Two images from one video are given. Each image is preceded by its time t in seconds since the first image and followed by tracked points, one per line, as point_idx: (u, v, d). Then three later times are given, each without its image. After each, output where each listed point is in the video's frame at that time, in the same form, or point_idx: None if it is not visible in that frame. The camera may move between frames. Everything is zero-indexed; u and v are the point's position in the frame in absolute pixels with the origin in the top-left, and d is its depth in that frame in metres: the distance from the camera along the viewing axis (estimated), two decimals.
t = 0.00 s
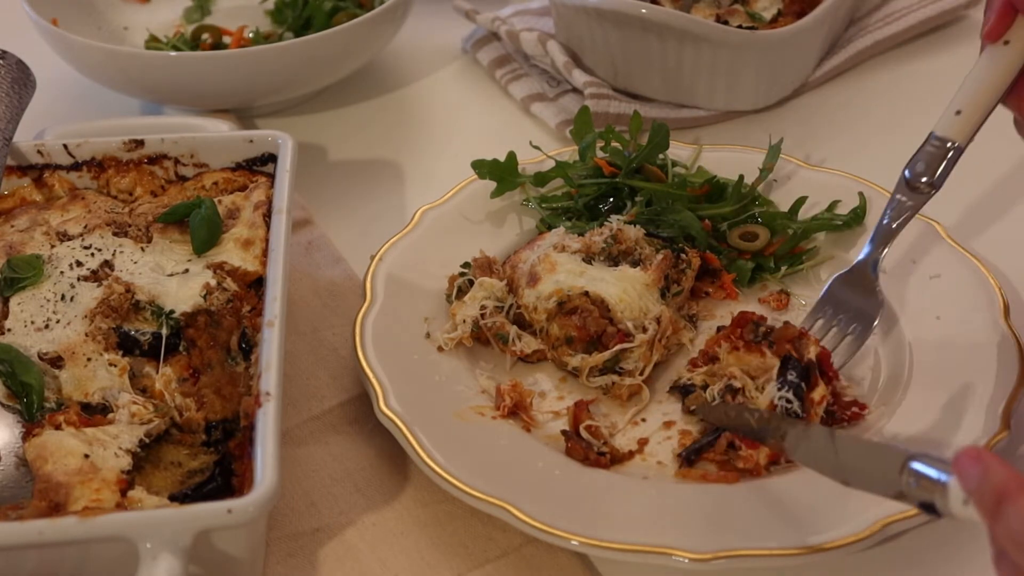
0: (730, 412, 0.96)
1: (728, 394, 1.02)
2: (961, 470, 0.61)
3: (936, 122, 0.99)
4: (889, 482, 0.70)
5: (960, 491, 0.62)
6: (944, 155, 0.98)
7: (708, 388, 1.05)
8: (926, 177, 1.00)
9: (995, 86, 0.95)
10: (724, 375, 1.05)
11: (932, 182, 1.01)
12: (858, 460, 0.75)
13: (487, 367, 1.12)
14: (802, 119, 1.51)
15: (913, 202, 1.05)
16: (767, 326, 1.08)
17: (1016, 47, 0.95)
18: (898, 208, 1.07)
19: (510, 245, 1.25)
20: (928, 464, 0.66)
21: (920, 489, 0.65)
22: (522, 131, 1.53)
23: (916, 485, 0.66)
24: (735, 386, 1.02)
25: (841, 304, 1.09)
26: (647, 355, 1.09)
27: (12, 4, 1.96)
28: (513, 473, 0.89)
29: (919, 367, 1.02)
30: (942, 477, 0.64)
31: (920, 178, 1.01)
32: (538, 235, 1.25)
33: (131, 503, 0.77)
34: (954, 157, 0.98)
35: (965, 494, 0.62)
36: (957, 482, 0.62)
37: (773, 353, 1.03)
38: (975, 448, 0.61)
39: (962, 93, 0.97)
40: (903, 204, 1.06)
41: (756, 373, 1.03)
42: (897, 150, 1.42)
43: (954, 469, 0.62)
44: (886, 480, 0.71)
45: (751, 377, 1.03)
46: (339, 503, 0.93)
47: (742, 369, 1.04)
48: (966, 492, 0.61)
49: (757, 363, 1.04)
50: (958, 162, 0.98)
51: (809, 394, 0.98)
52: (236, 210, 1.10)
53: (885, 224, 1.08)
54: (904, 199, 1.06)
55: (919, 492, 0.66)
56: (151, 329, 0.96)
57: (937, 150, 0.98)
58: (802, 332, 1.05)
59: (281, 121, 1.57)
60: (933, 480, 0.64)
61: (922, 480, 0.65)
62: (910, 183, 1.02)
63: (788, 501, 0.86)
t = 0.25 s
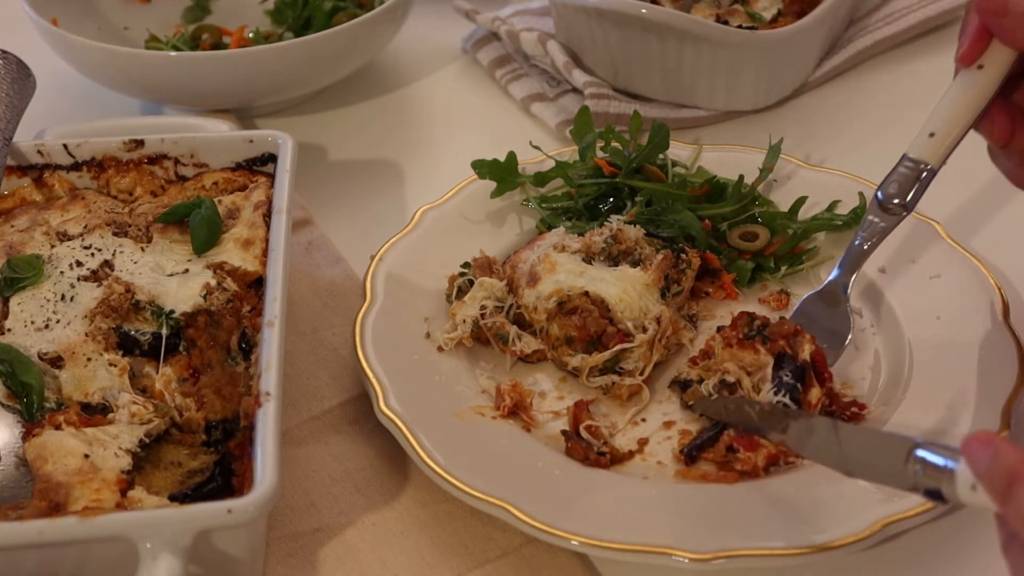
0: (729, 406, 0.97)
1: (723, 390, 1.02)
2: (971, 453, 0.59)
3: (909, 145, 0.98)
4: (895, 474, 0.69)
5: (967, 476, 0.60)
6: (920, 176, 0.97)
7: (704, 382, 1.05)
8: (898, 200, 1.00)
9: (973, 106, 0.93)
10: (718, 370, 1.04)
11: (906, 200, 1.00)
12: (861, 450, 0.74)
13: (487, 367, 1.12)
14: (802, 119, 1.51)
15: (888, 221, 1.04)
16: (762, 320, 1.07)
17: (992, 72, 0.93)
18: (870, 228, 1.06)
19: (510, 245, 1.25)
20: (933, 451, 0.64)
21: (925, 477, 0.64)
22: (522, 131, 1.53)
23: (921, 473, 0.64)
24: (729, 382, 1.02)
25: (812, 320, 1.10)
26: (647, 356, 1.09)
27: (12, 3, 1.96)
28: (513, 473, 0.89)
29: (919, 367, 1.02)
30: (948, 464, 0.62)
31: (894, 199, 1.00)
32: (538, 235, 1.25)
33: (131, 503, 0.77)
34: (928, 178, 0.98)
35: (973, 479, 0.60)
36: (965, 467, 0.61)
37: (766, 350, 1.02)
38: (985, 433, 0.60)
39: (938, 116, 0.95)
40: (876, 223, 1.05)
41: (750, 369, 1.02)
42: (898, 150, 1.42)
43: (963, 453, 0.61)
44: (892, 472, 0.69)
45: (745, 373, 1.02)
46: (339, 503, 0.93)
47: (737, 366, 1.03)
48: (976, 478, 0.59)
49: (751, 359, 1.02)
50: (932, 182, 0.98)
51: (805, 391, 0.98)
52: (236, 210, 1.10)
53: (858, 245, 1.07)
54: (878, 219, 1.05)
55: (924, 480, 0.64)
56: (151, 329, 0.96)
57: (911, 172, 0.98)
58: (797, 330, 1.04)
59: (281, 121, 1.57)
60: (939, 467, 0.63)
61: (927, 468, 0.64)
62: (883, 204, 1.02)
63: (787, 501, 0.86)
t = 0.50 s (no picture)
0: (723, 404, 0.98)
1: (716, 389, 1.02)
2: (971, 451, 0.59)
3: (882, 165, 1.01)
4: (891, 471, 0.68)
5: (964, 473, 0.60)
6: (895, 192, 0.99)
7: (696, 380, 1.05)
8: (873, 216, 1.01)
9: (941, 128, 0.98)
10: (712, 369, 1.05)
11: (880, 217, 1.01)
12: (858, 449, 0.74)
13: (487, 367, 1.12)
14: (802, 119, 1.51)
15: (862, 238, 1.04)
16: (754, 324, 1.08)
17: (958, 96, 1.00)
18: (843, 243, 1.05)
19: (510, 245, 1.25)
20: (929, 449, 0.64)
21: (921, 474, 0.64)
22: (521, 131, 1.53)
23: (917, 470, 0.64)
24: (722, 382, 1.02)
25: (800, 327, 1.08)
26: (647, 356, 1.09)
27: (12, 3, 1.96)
28: (513, 473, 0.89)
29: (919, 367, 1.02)
30: (945, 462, 0.62)
31: (868, 215, 1.01)
32: (538, 234, 1.25)
33: (131, 503, 0.77)
34: (901, 195, 1.00)
35: (970, 477, 0.60)
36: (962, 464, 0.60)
37: (759, 353, 1.02)
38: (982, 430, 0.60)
39: (911, 135, 0.99)
40: (850, 239, 1.05)
41: (743, 371, 1.03)
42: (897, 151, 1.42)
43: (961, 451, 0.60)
44: (891, 471, 0.69)
45: (738, 375, 1.02)
46: (339, 503, 0.93)
47: (730, 367, 1.03)
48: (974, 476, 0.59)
49: (744, 363, 1.03)
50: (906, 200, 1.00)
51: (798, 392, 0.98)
52: (236, 210, 1.10)
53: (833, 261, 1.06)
54: (853, 236, 1.04)
55: (920, 479, 0.64)
56: (151, 329, 0.96)
57: (885, 190, 1.00)
58: (790, 336, 1.04)
59: (281, 121, 1.57)
60: (936, 465, 0.62)
61: (924, 465, 0.63)
62: (858, 220, 1.03)
63: (787, 501, 0.86)
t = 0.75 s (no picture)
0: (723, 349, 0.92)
1: (715, 336, 0.99)
2: (984, 412, 0.60)
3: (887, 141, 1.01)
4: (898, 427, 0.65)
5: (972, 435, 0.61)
6: (898, 165, 0.99)
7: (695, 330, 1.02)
8: (874, 186, 1.00)
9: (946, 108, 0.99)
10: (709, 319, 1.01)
11: (882, 188, 1.00)
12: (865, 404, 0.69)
13: (487, 367, 1.12)
14: (802, 119, 1.51)
15: (863, 208, 1.03)
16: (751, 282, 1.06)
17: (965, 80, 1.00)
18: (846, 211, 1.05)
19: (510, 245, 1.25)
20: (935, 408, 0.63)
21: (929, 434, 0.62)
22: (522, 131, 1.53)
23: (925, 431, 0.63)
24: (722, 330, 0.99)
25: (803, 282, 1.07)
26: (647, 356, 1.09)
27: (12, 3, 1.96)
28: (513, 473, 0.89)
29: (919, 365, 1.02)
30: (953, 422, 0.62)
31: (870, 184, 1.01)
32: (538, 234, 1.25)
33: (131, 503, 0.77)
34: (904, 170, 1.00)
35: (979, 437, 0.60)
36: (971, 425, 0.61)
37: (762, 305, 1.01)
38: (995, 391, 0.61)
39: (919, 113, 0.99)
40: (853, 209, 1.04)
41: (743, 320, 0.99)
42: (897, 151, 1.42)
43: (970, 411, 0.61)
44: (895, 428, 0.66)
45: (738, 323, 0.99)
46: (339, 503, 0.93)
47: (731, 316, 1.00)
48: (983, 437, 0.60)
49: (745, 312, 1.00)
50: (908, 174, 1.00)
51: (795, 349, 1.00)
52: (236, 210, 1.10)
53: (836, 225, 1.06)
54: (856, 206, 1.04)
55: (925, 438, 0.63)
56: (151, 329, 0.96)
57: (890, 162, 1.00)
58: (790, 293, 1.04)
59: (281, 121, 1.57)
60: (944, 426, 0.62)
61: (932, 425, 0.62)
62: (860, 190, 1.02)
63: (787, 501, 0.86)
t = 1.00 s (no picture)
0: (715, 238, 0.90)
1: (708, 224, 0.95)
2: (986, 311, 0.58)
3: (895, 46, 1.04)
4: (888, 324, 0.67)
5: (971, 333, 0.60)
6: (904, 71, 1.01)
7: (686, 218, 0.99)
8: (878, 91, 1.03)
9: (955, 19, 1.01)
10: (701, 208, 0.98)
11: (885, 93, 1.03)
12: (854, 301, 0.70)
13: (487, 367, 1.12)
14: (802, 120, 1.51)
15: (863, 110, 1.06)
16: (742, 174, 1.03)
17: None
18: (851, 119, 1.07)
19: (511, 246, 1.25)
20: (932, 307, 0.63)
21: (922, 331, 0.63)
22: (522, 131, 1.53)
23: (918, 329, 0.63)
24: (715, 217, 0.96)
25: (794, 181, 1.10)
26: (647, 356, 1.09)
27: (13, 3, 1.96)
28: (514, 474, 0.89)
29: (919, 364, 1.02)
30: (949, 322, 0.61)
31: (873, 87, 1.03)
32: (538, 235, 1.25)
33: (131, 503, 0.77)
34: (910, 76, 1.02)
35: (976, 336, 0.60)
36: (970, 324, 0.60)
37: (757, 200, 0.98)
38: (999, 289, 0.59)
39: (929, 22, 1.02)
40: (857, 113, 1.07)
41: (735, 210, 0.97)
42: (897, 150, 1.42)
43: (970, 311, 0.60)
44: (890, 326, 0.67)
45: (730, 214, 0.96)
46: (339, 503, 0.93)
47: (724, 206, 0.97)
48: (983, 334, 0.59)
49: (739, 205, 0.97)
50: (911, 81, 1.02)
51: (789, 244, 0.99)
52: (236, 210, 1.10)
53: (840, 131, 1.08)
54: (858, 108, 1.06)
55: (920, 336, 0.63)
56: (151, 329, 0.96)
57: (897, 65, 1.02)
58: (785, 192, 1.02)
59: (281, 121, 1.57)
60: (939, 326, 0.62)
61: (927, 323, 0.62)
62: (864, 94, 1.04)
63: (786, 501, 0.86)
